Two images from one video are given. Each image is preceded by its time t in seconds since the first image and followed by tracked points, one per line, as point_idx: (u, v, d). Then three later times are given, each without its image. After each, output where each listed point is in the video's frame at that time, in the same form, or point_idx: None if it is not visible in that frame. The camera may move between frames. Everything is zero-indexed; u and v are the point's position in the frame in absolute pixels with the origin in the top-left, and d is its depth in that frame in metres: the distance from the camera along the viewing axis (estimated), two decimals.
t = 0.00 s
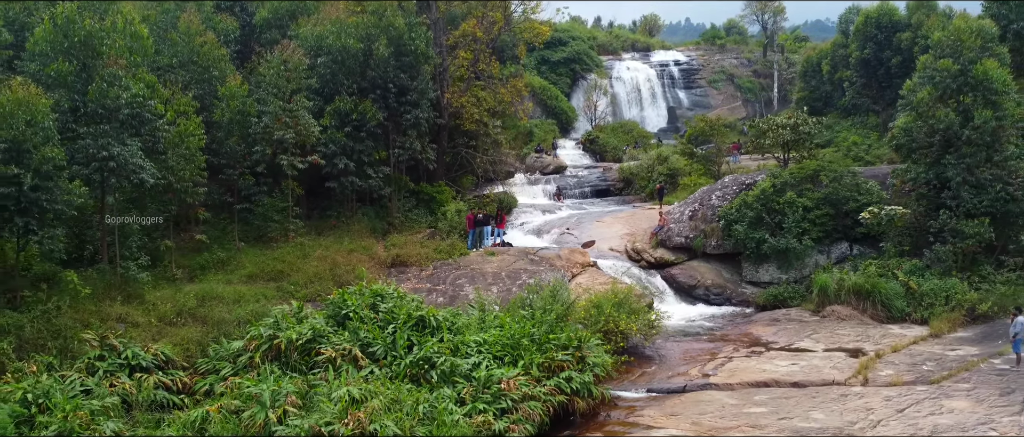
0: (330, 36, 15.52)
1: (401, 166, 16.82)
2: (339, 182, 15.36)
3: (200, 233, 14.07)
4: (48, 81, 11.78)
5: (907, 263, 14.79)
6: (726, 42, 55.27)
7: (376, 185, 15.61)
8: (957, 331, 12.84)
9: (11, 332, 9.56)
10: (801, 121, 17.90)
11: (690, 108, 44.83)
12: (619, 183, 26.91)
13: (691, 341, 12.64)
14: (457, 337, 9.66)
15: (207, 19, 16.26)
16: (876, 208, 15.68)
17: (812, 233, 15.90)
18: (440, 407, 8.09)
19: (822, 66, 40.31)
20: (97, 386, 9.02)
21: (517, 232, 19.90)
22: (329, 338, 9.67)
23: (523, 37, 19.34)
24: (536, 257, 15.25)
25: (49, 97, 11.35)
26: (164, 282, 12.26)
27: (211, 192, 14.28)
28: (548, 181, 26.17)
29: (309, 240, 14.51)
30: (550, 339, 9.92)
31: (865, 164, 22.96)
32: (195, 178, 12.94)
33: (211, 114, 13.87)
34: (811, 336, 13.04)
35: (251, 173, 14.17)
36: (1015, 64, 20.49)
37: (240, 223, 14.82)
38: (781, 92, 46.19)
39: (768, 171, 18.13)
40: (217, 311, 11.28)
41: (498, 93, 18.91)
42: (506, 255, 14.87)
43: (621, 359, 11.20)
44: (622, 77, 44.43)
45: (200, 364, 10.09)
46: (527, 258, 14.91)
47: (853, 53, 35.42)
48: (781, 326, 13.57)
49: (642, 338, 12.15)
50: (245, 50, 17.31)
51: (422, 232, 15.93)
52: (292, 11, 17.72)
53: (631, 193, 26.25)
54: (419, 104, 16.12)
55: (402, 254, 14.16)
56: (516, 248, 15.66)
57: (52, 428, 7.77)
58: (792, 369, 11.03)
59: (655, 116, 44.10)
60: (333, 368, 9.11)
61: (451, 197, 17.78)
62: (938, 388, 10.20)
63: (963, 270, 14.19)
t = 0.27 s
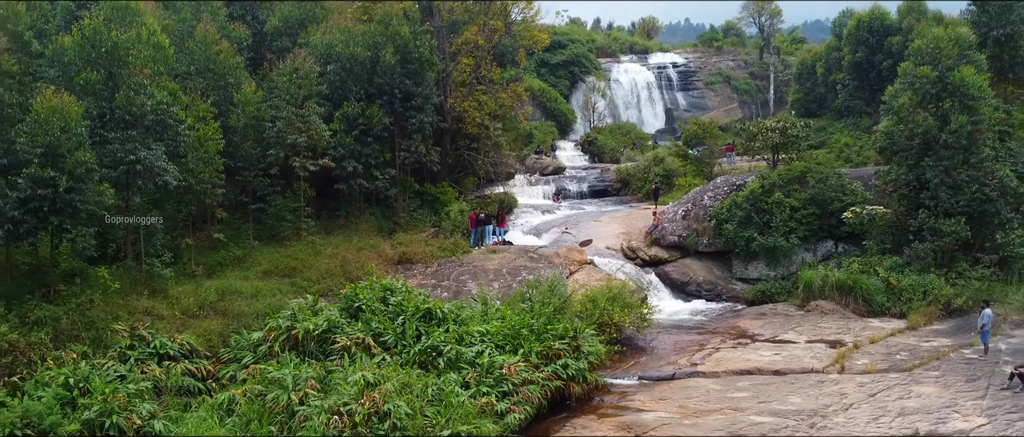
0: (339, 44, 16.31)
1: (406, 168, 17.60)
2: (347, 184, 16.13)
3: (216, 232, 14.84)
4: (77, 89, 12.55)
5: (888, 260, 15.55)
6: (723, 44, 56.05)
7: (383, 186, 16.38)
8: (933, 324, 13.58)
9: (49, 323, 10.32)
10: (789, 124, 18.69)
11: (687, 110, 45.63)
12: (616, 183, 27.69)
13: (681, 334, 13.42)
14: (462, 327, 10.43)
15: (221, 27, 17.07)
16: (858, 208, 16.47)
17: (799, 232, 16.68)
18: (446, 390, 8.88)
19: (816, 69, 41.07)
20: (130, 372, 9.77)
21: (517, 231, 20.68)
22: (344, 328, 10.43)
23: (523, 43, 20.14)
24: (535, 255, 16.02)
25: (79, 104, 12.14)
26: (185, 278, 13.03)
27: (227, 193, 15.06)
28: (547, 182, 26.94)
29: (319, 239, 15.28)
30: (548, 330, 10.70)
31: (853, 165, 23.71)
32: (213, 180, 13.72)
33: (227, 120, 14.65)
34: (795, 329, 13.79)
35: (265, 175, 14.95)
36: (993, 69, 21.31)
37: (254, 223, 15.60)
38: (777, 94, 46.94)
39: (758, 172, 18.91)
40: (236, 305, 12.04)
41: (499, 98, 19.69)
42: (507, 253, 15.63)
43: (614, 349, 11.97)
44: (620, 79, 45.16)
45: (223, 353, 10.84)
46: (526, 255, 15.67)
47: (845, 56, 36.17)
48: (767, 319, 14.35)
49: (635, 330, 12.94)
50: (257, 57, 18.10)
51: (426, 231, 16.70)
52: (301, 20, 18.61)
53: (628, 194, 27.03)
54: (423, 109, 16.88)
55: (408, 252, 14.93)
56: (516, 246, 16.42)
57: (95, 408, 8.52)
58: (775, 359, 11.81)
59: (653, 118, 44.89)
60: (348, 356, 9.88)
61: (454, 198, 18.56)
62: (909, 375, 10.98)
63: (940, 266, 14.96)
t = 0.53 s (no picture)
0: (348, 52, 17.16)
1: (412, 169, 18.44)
2: (356, 184, 16.97)
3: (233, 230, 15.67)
4: (106, 96, 13.41)
5: (871, 257, 16.38)
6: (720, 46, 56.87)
7: (390, 187, 17.21)
8: (911, 317, 14.39)
9: (84, 314, 11.15)
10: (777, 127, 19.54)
11: (684, 112, 46.49)
12: (614, 183, 28.53)
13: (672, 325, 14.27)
14: (467, 317, 11.26)
15: (236, 35, 17.95)
16: (842, 207, 17.30)
17: (786, 230, 17.51)
18: (453, 373, 9.71)
19: (811, 71, 41.86)
20: (162, 357, 10.60)
21: (518, 230, 21.50)
22: (358, 318, 11.26)
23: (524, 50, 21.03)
24: (535, 252, 16.84)
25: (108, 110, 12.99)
26: (206, 273, 13.86)
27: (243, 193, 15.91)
28: (547, 182, 27.77)
29: (330, 236, 16.11)
30: (547, 321, 11.53)
31: (843, 166, 24.52)
32: (231, 180, 14.56)
33: (243, 124, 15.49)
34: (780, 321, 14.62)
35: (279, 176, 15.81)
36: (974, 74, 22.16)
37: (268, 221, 16.44)
38: (773, 96, 47.73)
39: (748, 173, 19.75)
40: (255, 297, 12.86)
41: (500, 101, 20.52)
42: (508, 249, 16.45)
43: (609, 339, 12.82)
44: (619, 81, 45.99)
45: (245, 342, 11.67)
46: (527, 252, 16.49)
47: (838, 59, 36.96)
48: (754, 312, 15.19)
49: (629, 322, 13.78)
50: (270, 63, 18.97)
51: (431, 229, 17.52)
52: (311, 27, 19.50)
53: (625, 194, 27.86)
54: (428, 113, 17.80)
55: (414, 249, 15.75)
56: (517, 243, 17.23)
57: (133, 389, 9.32)
58: (759, 348, 12.64)
59: (650, 119, 45.73)
60: (362, 343, 10.71)
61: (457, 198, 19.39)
62: (882, 362, 11.80)
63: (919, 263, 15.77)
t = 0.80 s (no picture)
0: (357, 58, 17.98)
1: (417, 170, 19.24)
2: (364, 184, 17.76)
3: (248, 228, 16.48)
4: (130, 100, 14.21)
5: (855, 254, 17.17)
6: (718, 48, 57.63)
7: (396, 187, 18.01)
8: (891, 311, 15.18)
9: (114, 306, 11.95)
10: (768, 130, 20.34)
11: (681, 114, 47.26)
12: (612, 184, 29.32)
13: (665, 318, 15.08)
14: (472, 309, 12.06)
15: (249, 42, 18.77)
16: (828, 207, 18.08)
17: (775, 228, 18.31)
18: (460, 360, 10.51)
19: (806, 73, 42.63)
20: (189, 345, 11.40)
21: (518, 229, 22.29)
22: (370, 310, 12.06)
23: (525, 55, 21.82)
24: (535, 249, 17.63)
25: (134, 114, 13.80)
26: (224, 268, 14.66)
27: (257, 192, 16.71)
28: (547, 182, 28.55)
29: (340, 234, 16.92)
30: (546, 313, 12.32)
31: (834, 167, 25.30)
32: (247, 181, 15.37)
33: (258, 127, 16.30)
34: (767, 314, 15.42)
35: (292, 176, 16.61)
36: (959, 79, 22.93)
37: (281, 220, 17.24)
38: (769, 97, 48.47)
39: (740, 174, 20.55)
40: (271, 291, 13.67)
41: (501, 104, 21.32)
42: (509, 247, 17.24)
43: (605, 331, 13.62)
44: (617, 83, 46.76)
45: (264, 332, 12.47)
46: (527, 249, 17.28)
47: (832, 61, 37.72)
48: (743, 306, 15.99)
49: (623, 315, 14.59)
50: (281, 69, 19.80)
51: (435, 228, 18.31)
52: (320, 34, 20.35)
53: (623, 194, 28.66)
54: (433, 116, 18.61)
55: (420, 247, 16.55)
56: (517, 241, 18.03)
57: (165, 374, 10.12)
58: (745, 339, 13.44)
59: (648, 121, 46.51)
60: (375, 332, 11.51)
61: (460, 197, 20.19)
62: (861, 352, 12.59)
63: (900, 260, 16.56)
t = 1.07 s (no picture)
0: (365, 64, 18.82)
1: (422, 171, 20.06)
2: (372, 185, 18.58)
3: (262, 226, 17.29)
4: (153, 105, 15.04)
5: (841, 252, 17.99)
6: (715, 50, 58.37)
7: (403, 187, 18.82)
8: (873, 306, 16.01)
9: (140, 299, 12.73)
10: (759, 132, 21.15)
11: (679, 115, 48.01)
12: (610, 184, 30.12)
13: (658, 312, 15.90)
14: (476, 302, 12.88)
15: (262, 48, 19.61)
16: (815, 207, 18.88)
17: (765, 227, 19.13)
18: (465, 348, 11.34)
19: (801, 75, 43.39)
20: (212, 335, 12.22)
21: (519, 227, 23.09)
22: (380, 302, 12.88)
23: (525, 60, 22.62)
24: (535, 247, 18.45)
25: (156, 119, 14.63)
26: (240, 264, 15.48)
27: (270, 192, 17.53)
28: (546, 182, 29.35)
29: (349, 233, 17.74)
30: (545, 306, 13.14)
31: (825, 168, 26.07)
32: (262, 181, 16.19)
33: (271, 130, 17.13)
34: (755, 309, 16.24)
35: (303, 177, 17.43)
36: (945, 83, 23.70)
37: (292, 219, 18.06)
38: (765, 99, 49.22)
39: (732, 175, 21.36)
40: (286, 285, 14.49)
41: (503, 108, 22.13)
42: (510, 245, 18.06)
43: (601, 324, 14.43)
44: (616, 84, 47.54)
45: (281, 324, 13.29)
46: (527, 247, 18.10)
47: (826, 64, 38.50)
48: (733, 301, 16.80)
49: (618, 309, 15.40)
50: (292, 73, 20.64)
51: (440, 227, 19.12)
52: (329, 40, 21.19)
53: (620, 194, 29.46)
54: (438, 119, 19.43)
55: (425, 244, 17.37)
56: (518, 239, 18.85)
57: (193, 360, 10.94)
58: (733, 331, 14.26)
59: (646, 122, 47.30)
60: (386, 323, 12.33)
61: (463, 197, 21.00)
62: (841, 343, 13.41)
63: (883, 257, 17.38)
